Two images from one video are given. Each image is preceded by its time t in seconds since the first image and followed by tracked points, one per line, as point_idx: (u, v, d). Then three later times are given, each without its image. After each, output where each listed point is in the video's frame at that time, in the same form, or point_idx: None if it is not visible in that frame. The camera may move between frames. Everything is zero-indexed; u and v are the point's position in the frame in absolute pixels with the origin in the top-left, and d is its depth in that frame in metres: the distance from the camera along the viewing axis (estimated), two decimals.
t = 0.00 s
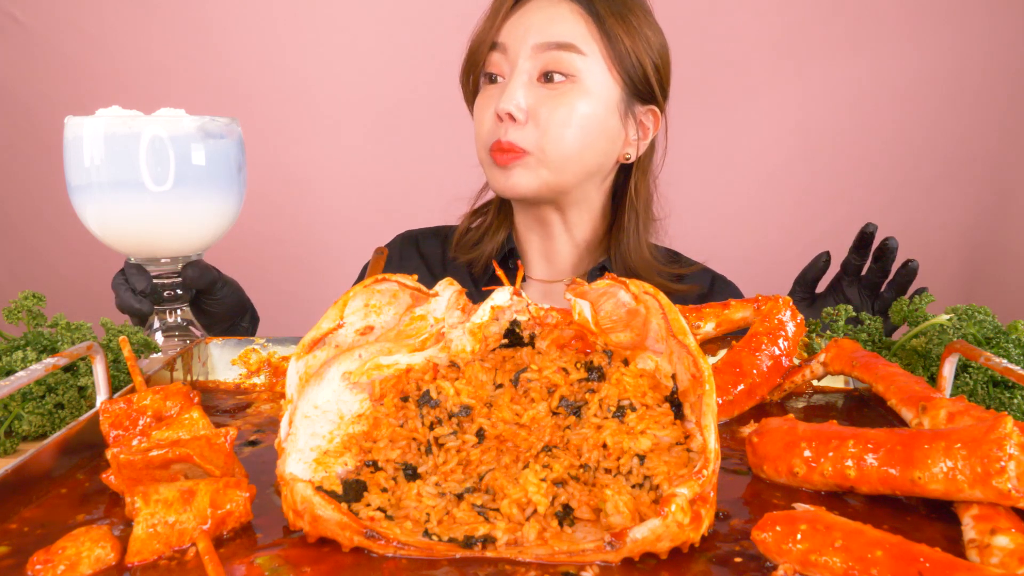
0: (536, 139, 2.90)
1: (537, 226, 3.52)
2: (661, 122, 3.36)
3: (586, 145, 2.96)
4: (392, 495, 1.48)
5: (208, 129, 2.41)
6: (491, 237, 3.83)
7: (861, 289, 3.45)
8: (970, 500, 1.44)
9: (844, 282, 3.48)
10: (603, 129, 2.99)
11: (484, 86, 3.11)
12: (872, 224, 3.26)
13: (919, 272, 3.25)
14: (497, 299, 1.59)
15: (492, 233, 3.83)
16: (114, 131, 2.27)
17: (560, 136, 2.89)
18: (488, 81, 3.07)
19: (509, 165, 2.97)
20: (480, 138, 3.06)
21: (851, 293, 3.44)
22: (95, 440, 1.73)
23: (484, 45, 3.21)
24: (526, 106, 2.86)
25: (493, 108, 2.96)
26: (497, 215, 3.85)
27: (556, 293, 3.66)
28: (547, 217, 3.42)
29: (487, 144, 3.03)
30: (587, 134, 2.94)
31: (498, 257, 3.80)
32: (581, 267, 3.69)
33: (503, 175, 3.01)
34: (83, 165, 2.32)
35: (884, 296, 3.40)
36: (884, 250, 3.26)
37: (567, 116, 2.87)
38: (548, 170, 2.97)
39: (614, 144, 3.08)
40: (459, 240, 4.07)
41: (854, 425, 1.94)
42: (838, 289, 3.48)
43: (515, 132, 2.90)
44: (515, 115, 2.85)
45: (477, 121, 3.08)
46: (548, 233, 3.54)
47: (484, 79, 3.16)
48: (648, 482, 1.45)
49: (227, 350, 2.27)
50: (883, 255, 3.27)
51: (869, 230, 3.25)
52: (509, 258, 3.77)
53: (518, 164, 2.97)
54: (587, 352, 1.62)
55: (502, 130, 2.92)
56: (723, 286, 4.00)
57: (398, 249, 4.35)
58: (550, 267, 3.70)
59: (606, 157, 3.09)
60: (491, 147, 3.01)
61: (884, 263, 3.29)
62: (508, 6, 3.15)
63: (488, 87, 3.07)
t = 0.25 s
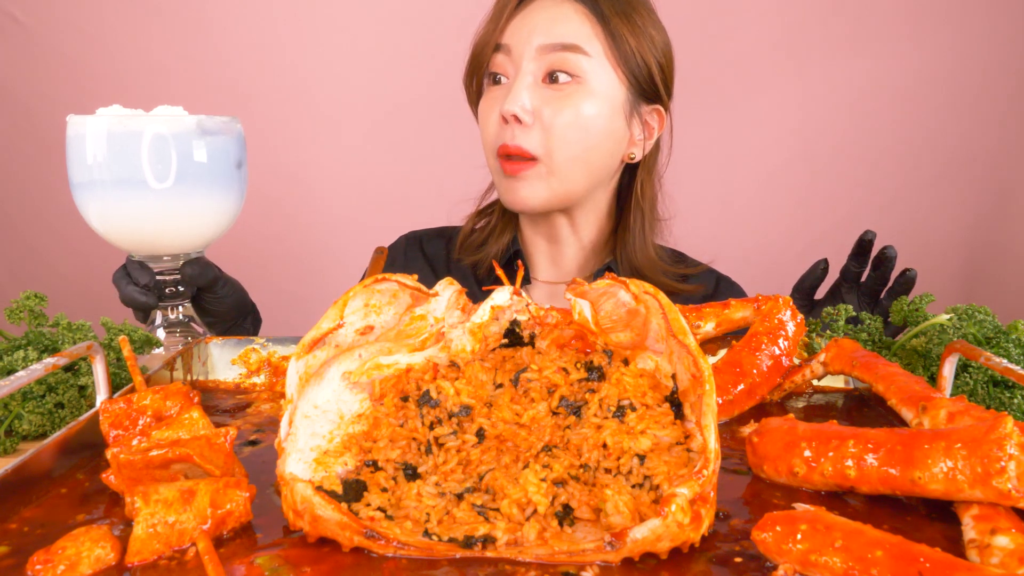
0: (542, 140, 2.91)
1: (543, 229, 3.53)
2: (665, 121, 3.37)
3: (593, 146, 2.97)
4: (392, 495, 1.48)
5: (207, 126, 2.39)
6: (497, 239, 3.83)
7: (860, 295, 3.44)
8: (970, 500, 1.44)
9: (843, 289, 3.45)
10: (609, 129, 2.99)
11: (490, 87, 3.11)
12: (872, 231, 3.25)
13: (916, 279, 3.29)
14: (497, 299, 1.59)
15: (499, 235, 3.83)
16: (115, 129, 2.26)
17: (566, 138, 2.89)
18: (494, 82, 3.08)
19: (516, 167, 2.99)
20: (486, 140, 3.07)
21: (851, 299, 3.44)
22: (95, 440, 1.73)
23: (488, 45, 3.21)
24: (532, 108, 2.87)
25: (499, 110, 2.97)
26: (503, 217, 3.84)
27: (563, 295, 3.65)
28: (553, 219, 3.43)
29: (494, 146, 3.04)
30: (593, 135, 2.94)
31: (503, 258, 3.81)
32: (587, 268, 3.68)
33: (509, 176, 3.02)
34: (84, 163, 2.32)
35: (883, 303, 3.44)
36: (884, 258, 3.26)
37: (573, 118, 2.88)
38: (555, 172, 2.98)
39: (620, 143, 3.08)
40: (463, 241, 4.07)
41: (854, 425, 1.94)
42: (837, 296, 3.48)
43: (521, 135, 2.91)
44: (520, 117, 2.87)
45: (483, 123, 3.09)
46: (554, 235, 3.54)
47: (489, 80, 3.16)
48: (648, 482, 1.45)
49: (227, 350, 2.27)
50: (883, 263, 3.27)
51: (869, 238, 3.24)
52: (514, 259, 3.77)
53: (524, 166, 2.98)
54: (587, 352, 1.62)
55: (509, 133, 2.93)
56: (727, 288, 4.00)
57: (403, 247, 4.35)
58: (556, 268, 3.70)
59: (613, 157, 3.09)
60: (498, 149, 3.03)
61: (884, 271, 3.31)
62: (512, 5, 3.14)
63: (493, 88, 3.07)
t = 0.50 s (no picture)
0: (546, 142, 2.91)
1: (547, 229, 3.52)
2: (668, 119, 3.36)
3: (596, 146, 2.97)
4: (392, 495, 1.48)
5: (202, 105, 2.49)
6: (499, 240, 3.80)
7: (863, 299, 3.44)
8: (970, 500, 1.44)
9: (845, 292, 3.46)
10: (612, 129, 2.99)
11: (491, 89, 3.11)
12: (874, 235, 3.25)
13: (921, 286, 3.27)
14: (497, 299, 1.59)
15: (501, 236, 3.81)
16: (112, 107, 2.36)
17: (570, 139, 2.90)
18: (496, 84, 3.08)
19: (519, 168, 2.99)
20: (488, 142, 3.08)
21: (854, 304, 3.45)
22: (95, 440, 1.73)
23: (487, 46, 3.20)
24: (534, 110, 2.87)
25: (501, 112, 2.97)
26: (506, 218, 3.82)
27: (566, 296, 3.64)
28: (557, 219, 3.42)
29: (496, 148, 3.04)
30: (596, 135, 2.95)
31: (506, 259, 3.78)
32: (591, 269, 3.68)
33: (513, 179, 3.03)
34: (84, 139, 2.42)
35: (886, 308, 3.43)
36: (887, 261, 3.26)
37: (576, 119, 2.88)
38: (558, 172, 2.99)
39: (623, 143, 3.08)
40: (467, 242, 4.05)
41: (854, 425, 1.94)
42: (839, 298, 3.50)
43: (524, 136, 2.91)
44: (523, 120, 2.87)
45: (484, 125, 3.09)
46: (558, 235, 3.54)
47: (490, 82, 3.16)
48: (648, 482, 1.46)
49: (227, 350, 2.27)
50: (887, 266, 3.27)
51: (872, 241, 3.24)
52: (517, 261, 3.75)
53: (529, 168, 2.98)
54: (587, 352, 1.62)
55: (511, 135, 2.94)
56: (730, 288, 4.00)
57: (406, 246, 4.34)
58: (559, 269, 3.69)
59: (617, 157, 3.09)
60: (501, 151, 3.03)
61: (886, 276, 3.31)
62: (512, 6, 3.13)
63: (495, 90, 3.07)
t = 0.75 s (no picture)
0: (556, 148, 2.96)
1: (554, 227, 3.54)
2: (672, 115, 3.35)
3: (604, 151, 3.01)
4: (392, 495, 1.48)
5: (221, 67, 2.46)
6: (507, 240, 3.83)
7: (867, 301, 3.45)
8: (970, 500, 1.44)
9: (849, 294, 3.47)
10: (618, 132, 3.02)
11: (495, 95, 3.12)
12: (880, 238, 3.25)
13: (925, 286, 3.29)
14: (497, 299, 1.59)
15: (508, 236, 3.83)
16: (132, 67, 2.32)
17: (578, 146, 2.94)
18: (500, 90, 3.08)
19: (530, 175, 3.06)
20: (496, 148, 3.12)
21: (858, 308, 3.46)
22: (95, 440, 1.73)
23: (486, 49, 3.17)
24: (541, 119, 2.90)
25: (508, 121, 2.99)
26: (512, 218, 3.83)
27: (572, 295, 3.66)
28: (564, 217, 3.44)
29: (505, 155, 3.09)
30: (604, 140, 2.98)
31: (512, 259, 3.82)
32: (597, 269, 3.72)
33: (525, 183, 3.09)
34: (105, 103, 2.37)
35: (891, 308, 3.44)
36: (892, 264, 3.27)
37: (582, 127, 2.91)
38: (568, 178, 3.05)
39: (631, 142, 3.12)
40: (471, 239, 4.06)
41: (854, 425, 1.94)
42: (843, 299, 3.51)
43: (533, 145, 2.96)
44: (531, 130, 2.91)
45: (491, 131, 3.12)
46: (565, 235, 3.57)
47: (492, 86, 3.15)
48: (648, 482, 1.45)
49: (227, 350, 2.27)
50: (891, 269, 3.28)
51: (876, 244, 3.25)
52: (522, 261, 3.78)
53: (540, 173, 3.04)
54: (587, 352, 1.62)
55: (520, 144, 2.98)
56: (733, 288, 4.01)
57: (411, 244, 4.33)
58: (566, 269, 3.72)
59: (624, 157, 3.13)
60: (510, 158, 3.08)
61: (891, 278, 3.33)
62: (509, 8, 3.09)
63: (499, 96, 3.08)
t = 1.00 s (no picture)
0: (563, 160, 2.97)
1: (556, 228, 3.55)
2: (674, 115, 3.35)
3: (609, 160, 3.03)
4: (392, 495, 1.48)
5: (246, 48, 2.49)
6: (513, 242, 3.84)
7: (871, 302, 3.44)
8: (970, 500, 1.44)
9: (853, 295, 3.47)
10: (622, 140, 3.03)
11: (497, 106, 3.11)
12: (885, 240, 3.25)
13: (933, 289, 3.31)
14: (497, 299, 1.59)
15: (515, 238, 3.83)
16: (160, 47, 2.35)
17: (585, 157, 2.96)
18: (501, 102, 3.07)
19: (536, 186, 3.07)
20: (500, 160, 3.12)
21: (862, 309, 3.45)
22: (95, 440, 1.73)
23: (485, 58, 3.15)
24: (546, 132, 2.91)
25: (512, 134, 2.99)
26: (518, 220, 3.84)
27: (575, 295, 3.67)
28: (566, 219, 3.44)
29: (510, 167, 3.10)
30: (608, 149, 2.99)
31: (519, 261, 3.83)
32: (599, 270, 3.72)
33: (532, 195, 3.11)
34: (130, 85, 2.41)
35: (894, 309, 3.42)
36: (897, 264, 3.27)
37: (587, 138, 2.92)
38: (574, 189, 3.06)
39: (634, 147, 3.13)
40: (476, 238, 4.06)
41: (854, 425, 1.94)
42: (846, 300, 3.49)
43: (539, 158, 2.97)
44: (537, 144, 2.91)
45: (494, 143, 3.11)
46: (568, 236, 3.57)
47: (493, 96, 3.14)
48: (648, 482, 1.45)
49: (227, 350, 2.27)
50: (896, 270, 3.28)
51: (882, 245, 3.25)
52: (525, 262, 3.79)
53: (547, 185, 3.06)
54: (587, 352, 1.62)
55: (525, 157, 2.99)
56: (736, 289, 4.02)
57: (417, 241, 4.32)
58: (569, 270, 3.73)
59: (628, 163, 3.14)
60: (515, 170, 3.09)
61: (896, 278, 3.36)
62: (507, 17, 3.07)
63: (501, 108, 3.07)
